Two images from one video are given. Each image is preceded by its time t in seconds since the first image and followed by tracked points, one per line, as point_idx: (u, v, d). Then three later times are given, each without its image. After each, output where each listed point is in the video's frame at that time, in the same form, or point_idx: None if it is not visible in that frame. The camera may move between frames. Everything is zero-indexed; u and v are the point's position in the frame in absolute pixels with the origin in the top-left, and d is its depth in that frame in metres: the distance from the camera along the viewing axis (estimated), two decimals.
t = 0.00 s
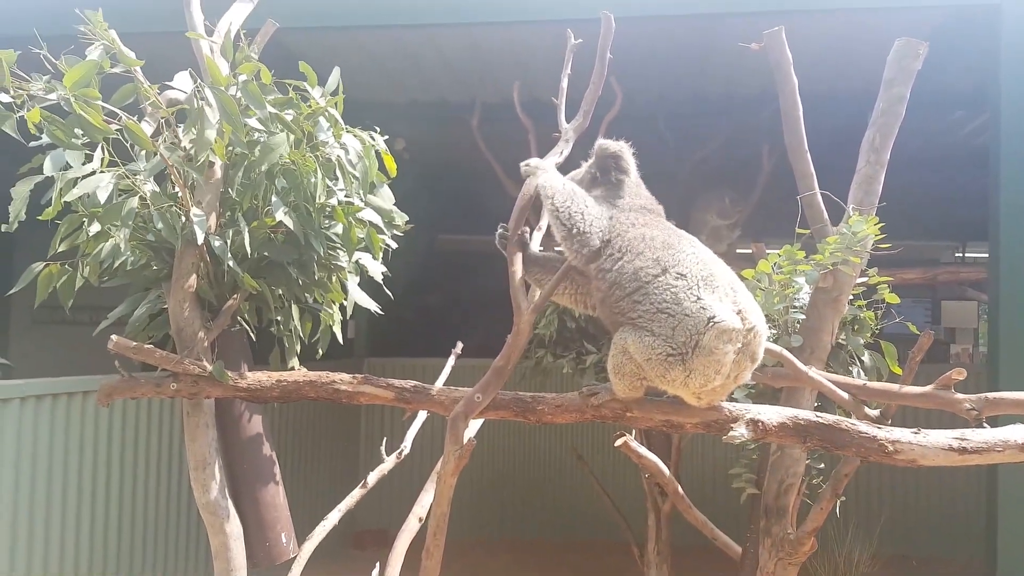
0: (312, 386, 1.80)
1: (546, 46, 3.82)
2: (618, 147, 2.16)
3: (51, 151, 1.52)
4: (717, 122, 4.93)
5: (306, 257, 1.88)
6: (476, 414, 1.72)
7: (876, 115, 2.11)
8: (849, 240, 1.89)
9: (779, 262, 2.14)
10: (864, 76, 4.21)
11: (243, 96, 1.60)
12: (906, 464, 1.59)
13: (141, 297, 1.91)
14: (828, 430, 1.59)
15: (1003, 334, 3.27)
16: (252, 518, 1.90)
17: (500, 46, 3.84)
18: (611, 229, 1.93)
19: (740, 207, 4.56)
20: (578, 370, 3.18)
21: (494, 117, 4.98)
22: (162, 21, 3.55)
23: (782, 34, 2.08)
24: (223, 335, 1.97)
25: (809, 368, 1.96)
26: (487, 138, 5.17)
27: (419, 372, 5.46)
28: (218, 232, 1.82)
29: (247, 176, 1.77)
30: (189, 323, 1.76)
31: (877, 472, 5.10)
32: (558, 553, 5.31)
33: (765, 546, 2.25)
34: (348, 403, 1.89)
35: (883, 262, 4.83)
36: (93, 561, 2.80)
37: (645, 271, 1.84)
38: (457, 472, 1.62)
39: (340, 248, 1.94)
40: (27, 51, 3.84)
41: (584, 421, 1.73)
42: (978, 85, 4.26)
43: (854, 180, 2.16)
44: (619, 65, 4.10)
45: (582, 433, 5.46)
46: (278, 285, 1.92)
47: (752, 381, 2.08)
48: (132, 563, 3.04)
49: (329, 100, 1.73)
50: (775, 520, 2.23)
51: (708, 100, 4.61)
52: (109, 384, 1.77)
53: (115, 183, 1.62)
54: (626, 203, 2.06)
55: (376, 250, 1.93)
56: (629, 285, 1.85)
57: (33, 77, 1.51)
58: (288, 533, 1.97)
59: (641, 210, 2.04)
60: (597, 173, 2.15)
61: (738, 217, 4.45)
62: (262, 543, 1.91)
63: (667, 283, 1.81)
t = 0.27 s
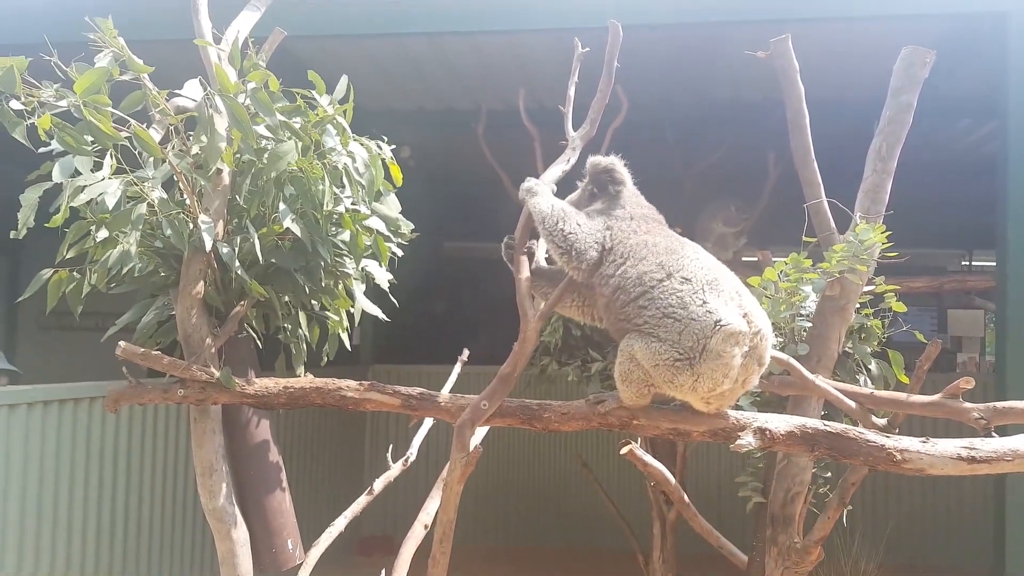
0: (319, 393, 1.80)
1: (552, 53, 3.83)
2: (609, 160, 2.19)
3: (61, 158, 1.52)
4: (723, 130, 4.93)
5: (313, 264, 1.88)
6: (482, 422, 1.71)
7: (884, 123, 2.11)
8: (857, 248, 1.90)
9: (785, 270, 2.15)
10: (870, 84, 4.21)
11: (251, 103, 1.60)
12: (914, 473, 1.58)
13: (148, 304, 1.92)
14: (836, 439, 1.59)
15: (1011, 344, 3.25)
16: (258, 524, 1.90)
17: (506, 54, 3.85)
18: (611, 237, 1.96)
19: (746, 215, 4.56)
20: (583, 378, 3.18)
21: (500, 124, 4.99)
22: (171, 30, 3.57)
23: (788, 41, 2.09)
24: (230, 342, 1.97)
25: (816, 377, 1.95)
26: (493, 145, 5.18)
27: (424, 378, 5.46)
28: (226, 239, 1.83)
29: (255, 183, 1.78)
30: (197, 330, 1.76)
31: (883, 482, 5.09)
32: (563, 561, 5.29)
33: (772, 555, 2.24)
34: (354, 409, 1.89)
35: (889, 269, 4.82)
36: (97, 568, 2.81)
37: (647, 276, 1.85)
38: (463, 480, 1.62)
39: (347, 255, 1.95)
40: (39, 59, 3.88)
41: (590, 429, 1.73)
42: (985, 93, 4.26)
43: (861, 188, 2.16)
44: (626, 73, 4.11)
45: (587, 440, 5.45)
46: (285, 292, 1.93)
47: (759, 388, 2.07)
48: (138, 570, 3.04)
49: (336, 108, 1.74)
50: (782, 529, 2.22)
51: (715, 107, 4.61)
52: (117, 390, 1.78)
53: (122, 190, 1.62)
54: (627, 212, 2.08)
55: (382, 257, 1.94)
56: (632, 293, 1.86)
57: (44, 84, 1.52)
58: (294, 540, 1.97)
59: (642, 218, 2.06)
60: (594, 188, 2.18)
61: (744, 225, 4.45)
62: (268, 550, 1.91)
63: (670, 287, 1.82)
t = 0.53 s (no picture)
0: (327, 395, 1.80)
1: (561, 57, 3.83)
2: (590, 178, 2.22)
3: (70, 159, 1.51)
4: (730, 135, 4.93)
5: (321, 266, 1.89)
6: (490, 425, 1.71)
7: (893, 128, 2.11)
8: (866, 254, 1.89)
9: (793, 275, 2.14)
10: (879, 89, 4.20)
11: (262, 106, 1.60)
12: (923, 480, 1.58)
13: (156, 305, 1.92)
14: (845, 446, 1.58)
15: (1019, 353, 3.23)
16: (264, 526, 1.90)
17: (515, 59, 3.86)
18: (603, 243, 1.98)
19: (753, 220, 4.55)
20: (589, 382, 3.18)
21: (507, 128, 4.99)
22: (182, 32, 3.58)
23: (799, 47, 2.07)
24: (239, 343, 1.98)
25: (824, 383, 1.95)
26: (499, 148, 5.19)
27: (428, 380, 5.46)
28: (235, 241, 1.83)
29: (264, 185, 1.78)
30: (204, 331, 1.76)
31: (888, 489, 5.09)
32: (567, 565, 5.29)
33: (778, 561, 2.23)
34: (361, 412, 1.89)
35: (896, 275, 4.81)
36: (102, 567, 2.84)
37: (642, 278, 1.86)
38: (470, 483, 1.61)
39: (355, 257, 1.95)
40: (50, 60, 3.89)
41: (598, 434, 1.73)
42: (994, 100, 4.25)
43: (870, 194, 2.16)
44: (634, 78, 4.11)
45: (592, 444, 5.45)
46: (293, 294, 1.93)
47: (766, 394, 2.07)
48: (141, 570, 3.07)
49: (346, 111, 1.73)
50: (788, 535, 2.22)
51: (723, 113, 4.61)
52: (124, 391, 1.78)
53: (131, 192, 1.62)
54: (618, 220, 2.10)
55: (391, 260, 1.95)
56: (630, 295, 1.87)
57: (55, 85, 1.51)
58: (300, 541, 1.97)
59: (633, 224, 2.08)
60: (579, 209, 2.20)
61: (751, 230, 4.44)
62: (275, 550, 1.92)
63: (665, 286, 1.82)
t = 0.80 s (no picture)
0: (329, 394, 1.80)
1: (566, 58, 3.83)
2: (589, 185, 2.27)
3: (75, 157, 1.51)
4: (733, 136, 4.92)
5: (325, 265, 1.88)
6: (493, 424, 1.71)
7: (898, 130, 2.12)
8: (871, 255, 1.90)
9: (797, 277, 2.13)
10: (883, 91, 4.20)
11: (267, 104, 1.60)
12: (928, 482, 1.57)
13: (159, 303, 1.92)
14: (850, 447, 1.58)
15: (1023, 357, 3.23)
16: (266, 524, 1.90)
17: (520, 59, 3.86)
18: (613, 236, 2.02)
19: (757, 222, 4.55)
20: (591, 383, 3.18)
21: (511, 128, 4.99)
22: (187, 31, 3.57)
23: (804, 48, 2.09)
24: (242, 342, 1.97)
25: (828, 384, 1.95)
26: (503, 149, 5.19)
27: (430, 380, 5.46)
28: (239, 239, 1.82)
29: (268, 184, 1.78)
30: (207, 329, 1.76)
31: (889, 490, 5.11)
32: (568, 566, 5.28)
33: (780, 562, 2.23)
34: (364, 411, 1.88)
35: (899, 277, 4.81)
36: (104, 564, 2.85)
37: (644, 277, 1.90)
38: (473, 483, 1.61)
39: (359, 257, 1.95)
40: (54, 57, 3.90)
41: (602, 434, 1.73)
42: (998, 102, 4.25)
43: (875, 195, 2.16)
44: (638, 78, 4.11)
45: (593, 445, 5.45)
46: (297, 293, 1.93)
47: (769, 395, 2.08)
48: (142, 568, 3.07)
49: (351, 109, 1.73)
50: (790, 537, 2.21)
51: (727, 114, 4.61)
52: (127, 389, 1.78)
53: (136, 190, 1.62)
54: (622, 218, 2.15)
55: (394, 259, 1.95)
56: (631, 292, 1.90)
57: (60, 84, 1.51)
58: (302, 540, 1.97)
59: (637, 227, 2.14)
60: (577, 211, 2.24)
61: (754, 231, 4.44)
62: (277, 549, 1.92)
63: (668, 285, 1.86)
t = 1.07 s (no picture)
0: (329, 392, 1.79)
1: (567, 57, 3.83)
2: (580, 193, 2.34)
3: (75, 152, 1.50)
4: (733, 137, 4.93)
5: (326, 262, 1.88)
6: (494, 423, 1.71)
7: (899, 131, 2.13)
8: (871, 257, 1.90)
9: (798, 277, 2.12)
10: (883, 92, 4.21)
11: (268, 100, 1.59)
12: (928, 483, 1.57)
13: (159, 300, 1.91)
14: (850, 447, 1.58)
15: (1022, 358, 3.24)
16: (265, 523, 1.89)
17: (521, 58, 3.85)
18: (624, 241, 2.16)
19: (757, 222, 4.56)
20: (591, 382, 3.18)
21: (512, 128, 4.98)
22: (188, 27, 3.56)
23: (806, 49, 2.11)
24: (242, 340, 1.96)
25: (827, 385, 1.96)
26: (503, 148, 5.19)
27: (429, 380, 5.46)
28: (239, 236, 1.82)
29: (269, 181, 1.77)
30: (207, 327, 1.75)
31: (886, 491, 5.12)
32: (566, 566, 5.28)
33: (780, 563, 2.23)
34: (364, 409, 1.88)
35: (898, 279, 4.83)
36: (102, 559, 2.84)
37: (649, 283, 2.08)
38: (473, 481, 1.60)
39: (360, 254, 1.94)
40: (55, 53, 3.89)
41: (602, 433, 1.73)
42: (997, 105, 4.26)
43: (876, 196, 2.18)
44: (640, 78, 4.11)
45: (592, 445, 5.45)
46: (298, 290, 1.92)
47: (769, 395, 2.08)
48: (140, 566, 3.06)
49: (352, 106, 1.73)
50: (789, 537, 2.21)
51: (727, 115, 4.61)
52: (127, 386, 1.77)
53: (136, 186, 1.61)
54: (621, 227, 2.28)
55: (395, 257, 1.94)
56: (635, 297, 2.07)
57: (61, 78, 1.50)
58: (301, 539, 1.97)
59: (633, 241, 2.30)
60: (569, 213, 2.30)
61: (755, 232, 4.44)
62: (277, 547, 1.91)
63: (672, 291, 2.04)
